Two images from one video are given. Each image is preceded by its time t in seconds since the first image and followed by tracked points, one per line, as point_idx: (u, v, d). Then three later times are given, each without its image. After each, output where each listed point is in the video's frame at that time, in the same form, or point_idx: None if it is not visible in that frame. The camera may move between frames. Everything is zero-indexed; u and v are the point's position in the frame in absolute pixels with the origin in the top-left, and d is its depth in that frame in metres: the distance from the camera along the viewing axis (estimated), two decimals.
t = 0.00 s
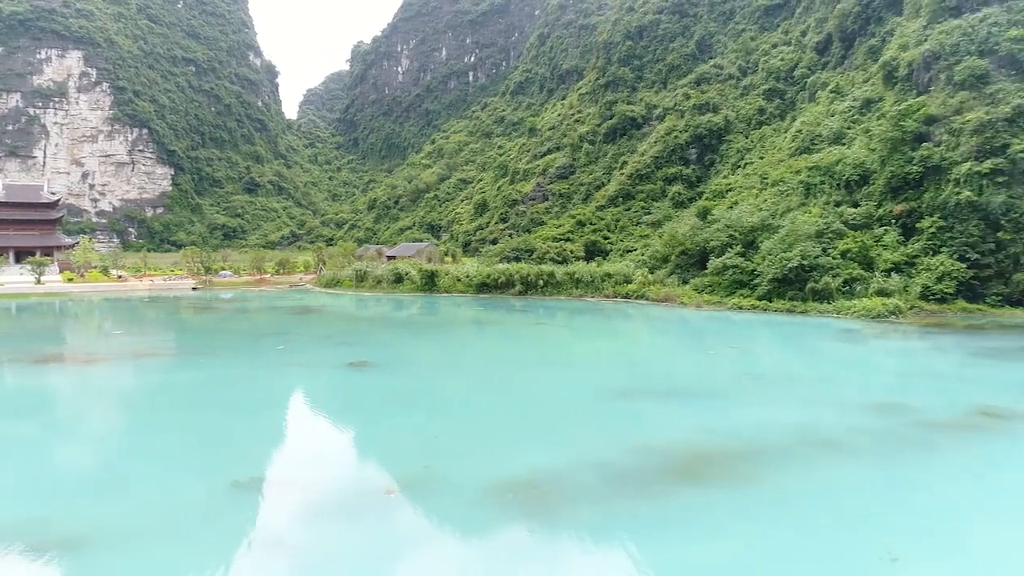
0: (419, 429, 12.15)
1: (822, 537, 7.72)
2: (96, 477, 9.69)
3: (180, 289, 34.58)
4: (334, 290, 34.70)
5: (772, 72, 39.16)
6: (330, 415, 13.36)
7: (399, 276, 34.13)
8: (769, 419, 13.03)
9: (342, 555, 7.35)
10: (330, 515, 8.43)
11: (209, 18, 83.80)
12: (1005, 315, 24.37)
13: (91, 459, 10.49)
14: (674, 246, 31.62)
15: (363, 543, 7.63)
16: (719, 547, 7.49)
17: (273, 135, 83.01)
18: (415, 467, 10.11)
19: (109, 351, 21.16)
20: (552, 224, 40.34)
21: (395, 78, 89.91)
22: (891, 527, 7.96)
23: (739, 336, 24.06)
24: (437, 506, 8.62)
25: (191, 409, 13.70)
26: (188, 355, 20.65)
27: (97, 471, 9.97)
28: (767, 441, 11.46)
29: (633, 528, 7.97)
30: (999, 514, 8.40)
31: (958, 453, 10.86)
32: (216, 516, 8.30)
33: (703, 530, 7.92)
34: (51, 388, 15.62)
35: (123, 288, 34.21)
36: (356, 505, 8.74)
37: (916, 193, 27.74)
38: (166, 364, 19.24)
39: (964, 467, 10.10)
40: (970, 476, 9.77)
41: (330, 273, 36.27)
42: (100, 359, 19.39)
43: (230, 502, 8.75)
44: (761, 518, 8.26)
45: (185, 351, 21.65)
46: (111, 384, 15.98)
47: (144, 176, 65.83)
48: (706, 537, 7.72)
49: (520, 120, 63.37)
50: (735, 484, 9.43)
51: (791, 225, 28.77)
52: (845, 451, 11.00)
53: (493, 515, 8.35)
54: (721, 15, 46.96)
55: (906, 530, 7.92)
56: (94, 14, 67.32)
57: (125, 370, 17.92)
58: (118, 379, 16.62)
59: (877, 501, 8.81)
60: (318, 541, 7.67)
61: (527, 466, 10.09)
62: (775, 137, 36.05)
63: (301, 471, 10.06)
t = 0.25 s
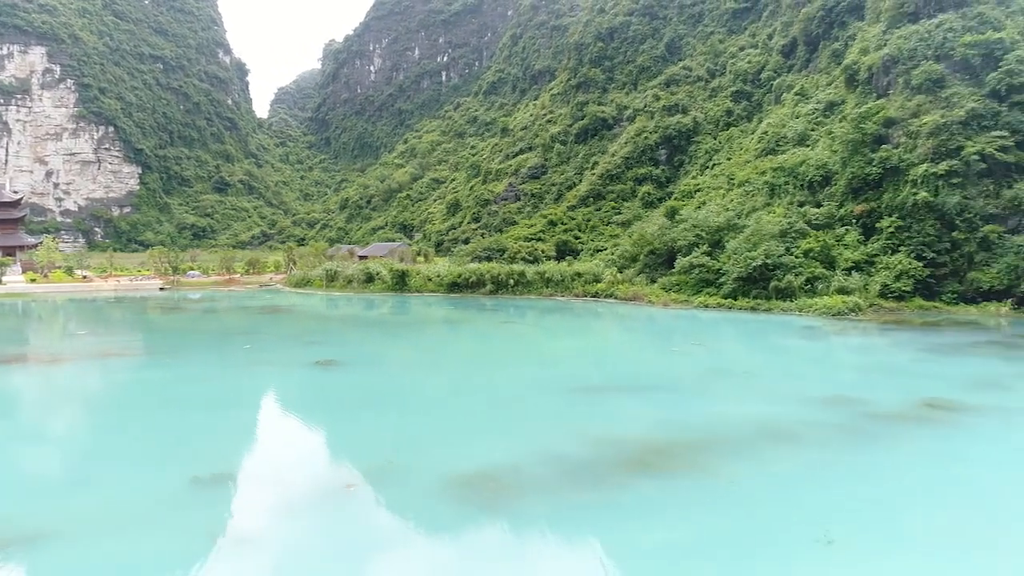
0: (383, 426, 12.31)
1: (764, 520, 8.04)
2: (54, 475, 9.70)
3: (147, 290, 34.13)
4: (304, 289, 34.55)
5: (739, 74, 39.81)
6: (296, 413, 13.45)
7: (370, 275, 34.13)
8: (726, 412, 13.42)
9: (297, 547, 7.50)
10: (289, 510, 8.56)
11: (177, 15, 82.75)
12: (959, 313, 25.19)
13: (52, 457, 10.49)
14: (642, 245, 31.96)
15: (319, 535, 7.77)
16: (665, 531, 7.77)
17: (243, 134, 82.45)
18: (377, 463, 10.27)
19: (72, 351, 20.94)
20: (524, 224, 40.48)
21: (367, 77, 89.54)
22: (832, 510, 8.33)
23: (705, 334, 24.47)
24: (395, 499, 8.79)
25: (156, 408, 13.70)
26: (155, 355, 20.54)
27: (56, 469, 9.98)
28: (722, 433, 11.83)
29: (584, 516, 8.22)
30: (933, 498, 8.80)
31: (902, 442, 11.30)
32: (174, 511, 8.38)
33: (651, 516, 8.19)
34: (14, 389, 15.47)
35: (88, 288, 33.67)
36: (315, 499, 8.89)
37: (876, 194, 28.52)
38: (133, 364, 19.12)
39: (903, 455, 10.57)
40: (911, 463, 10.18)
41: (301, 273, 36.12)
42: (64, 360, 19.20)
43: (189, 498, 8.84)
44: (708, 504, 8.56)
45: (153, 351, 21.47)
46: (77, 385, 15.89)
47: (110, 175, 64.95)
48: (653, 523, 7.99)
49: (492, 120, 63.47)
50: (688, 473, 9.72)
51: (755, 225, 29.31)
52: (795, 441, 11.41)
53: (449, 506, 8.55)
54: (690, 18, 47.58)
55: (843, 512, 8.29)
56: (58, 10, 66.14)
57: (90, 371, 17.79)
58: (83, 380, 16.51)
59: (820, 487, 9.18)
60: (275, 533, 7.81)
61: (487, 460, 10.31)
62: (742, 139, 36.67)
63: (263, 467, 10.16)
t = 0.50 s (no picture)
0: (350, 424, 12.45)
1: (714, 509, 8.35)
2: (18, 474, 9.75)
3: (114, 290, 33.69)
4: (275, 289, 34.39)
5: (709, 76, 40.38)
6: (265, 412, 13.54)
7: (342, 275, 34.10)
8: (685, 407, 13.81)
9: (257, 541, 7.64)
10: (252, 505, 8.68)
11: (145, 11, 81.65)
12: (918, 310, 25.92)
13: (14, 457, 10.50)
14: (613, 245, 32.32)
15: (280, 528, 7.91)
16: (620, 520, 8.03)
17: (214, 133, 81.37)
18: (342, 459, 10.42)
19: (36, 351, 20.73)
20: (496, 224, 40.65)
21: (340, 76, 89.00)
22: (775, 498, 8.72)
23: (672, 332, 24.90)
24: (359, 493, 8.95)
25: (123, 408, 13.72)
26: (122, 355, 20.41)
27: (18, 468, 10.01)
28: (679, 426, 12.21)
29: (542, 508, 8.44)
30: (876, 486, 9.20)
31: (853, 434, 11.72)
32: (136, 507, 8.47)
33: (607, 507, 8.45)
34: None
35: (52, 288, 33.22)
36: (279, 495, 9.02)
37: (839, 195, 29.19)
38: (99, 364, 19.00)
39: (849, 446, 11.03)
40: (859, 454, 10.60)
41: (272, 273, 35.95)
42: (28, 360, 19.02)
43: (152, 494, 8.93)
44: (663, 495, 8.86)
45: (124, 351, 21.36)
46: (42, 386, 15.79)
47: (76, 173, 63.78)
48: (608, 513, 8.25)
49: (466, 120, 63.47)
50: (646, 465, 10.01)
51: (722, 225, 29.84)
52: (747, 433, 11.82)
53: (411, 500, 8.74)
54: (662, 20, 48.11)
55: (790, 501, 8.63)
56: (21, 5, 65.05)
57: (54, 371, 17.66)
58: (47, 380, 16.40)
59: (771, 477, 9.52)
60: (236, 527, 7.92)
61: (451, 455, 10.50)
62: (711, 140, 37.23)
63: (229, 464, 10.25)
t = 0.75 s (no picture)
0: (313, 422, 12.63)
1: (661, 500, 8.73)
2: None
3: (76, 291, 33.13)
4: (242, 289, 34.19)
5: (676, 78, 41.02)
6: (227, 412, 13.65)
7: (310, 275, 34.03)
8: (642, 403, 14.25)
9: (214, 537, 7.80)
10: (211, 501, 8.85)
11: (109, 7, 80.45)
12: (874, 308, 26.67)
13: None
14: (580, 245, 32.71)
15: (237, 526, 8.09)
16: (570, 513, 8.35)
17: (181, 131, 79.47)
18: (304, 457, 10.59)
19: None
20: (466, 223, 40.78)
21: (310, 75, 88.38)
22: (717, 487, 9.16)
23: (637, 329, 25.36)
24: (316, 491, 9.15)
25: (85, 408, 13.74)
26: (84, 356, 20.26)
27: None
28: (634, 421, 12.62)
29: (496, 501, 8.73)
30: (812, 475, 9.71)
31: (798, 427, 12.24)
32: (96, 504, 8.62)
33: (558, 499, 8.78)
34: None
35: (12, 288, 32.69)
36: (237, 493, 9.19)
37: (799, 195, 29.94)
38: (60, 364, 18.85)
39: (793, 438, 11.54)
40: (802, 445, 11.12)
41: (239, 273, 35.73)
42: None
43: (110, 491, 9.07)
44: (613, 487, 9.21)
45: (88, 350, 21.23)
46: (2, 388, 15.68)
47: (37, 172, 62.68)
48: (559, 504, 8.61)
49: (437, 120, 63.42)
50: (598, 459, 10.39)
51: (687, 225, 30.44)
52: (698, 427, 12.28)
53: (370, 495, 8.97)
54: (630, 22, 48.70)
55: (733, 491, 9.06)
56: None
57: (14, 373, 17.51)
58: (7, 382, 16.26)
59: (716, 468, 9.97)
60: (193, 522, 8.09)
61: (411, 451, 10.75)
62: (678, 141, 37.81)
63: (186, 463, 10.39)
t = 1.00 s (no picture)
0: (283, 423, 12.65)
1: (614, 492, 9.06)
2: None
3: (42, 291, 32.59)
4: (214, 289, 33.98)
5: (649, 80, 41.47)
6: (197, 413, 13.60)
7: (282, 275, 33.94)
8: (606, 400, 14.58)
9: (183, 537, 7.83)
10: (179, 502, 8.89)
11: (78, 3, 79.17)
12: (839, 307, 27.27)
13: None
14: (553, 245, 32.94)
15: (206, 527, 8.13)
16: (539, 510, 8.52)
17: (152, 129, 78.97)
18: (274, 459, 10.63)
19: None
20: (441, 224, 40.83)
21: (284, 73, 87.74)
22: (668, 480, 9.52)
23: (608, 328, 25.71)
24: (286, 491, 9.20)
25: (52, 410, 13.68)
26: (50, 356, 20.11)
27: None
28: (596, 418, 12.94)
29: (467, 499, 8.87)
30: (773, 469, 10.01)
31: (753, 422, 12.63)
32: (58, 502, 8.73)
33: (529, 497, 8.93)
34: None
35: None
36: (206, 495, 9.22)
37: (767, 196, 30.49)
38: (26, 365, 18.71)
39: (746, 432, 11.93)
40: (764, 441, 11.44)
41: (211, 273, 35.50)
42: None
43: (71, 490, 9.20)
44: (582, 483, 9.40)
45: (56, 351, 21.10)
46: None
47: (4, 170, 61.38)
48: (516, 498, 8.90)
49: (413, 119, 63.31)
50: (567, 457, 10.59)
51: (658, 225, 30.88)
52: (657, 422, 12.64)
53: (341, 495, 9.04)
54: (604, 24, 49.11)
55: (697, 486, 9.31)
56: None
57: None
58: None
59: (670, 461, 10.32)
60: (160, 522, 8.11)
61: (382, 450, 10.85)
62: (651, 141, 38.26)
63: (154, 464, 10.38)
